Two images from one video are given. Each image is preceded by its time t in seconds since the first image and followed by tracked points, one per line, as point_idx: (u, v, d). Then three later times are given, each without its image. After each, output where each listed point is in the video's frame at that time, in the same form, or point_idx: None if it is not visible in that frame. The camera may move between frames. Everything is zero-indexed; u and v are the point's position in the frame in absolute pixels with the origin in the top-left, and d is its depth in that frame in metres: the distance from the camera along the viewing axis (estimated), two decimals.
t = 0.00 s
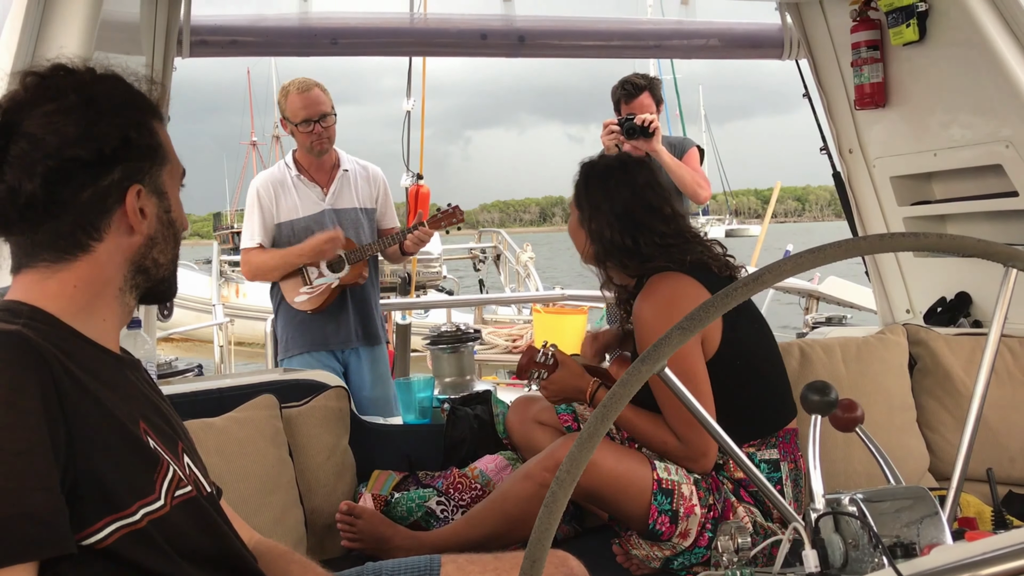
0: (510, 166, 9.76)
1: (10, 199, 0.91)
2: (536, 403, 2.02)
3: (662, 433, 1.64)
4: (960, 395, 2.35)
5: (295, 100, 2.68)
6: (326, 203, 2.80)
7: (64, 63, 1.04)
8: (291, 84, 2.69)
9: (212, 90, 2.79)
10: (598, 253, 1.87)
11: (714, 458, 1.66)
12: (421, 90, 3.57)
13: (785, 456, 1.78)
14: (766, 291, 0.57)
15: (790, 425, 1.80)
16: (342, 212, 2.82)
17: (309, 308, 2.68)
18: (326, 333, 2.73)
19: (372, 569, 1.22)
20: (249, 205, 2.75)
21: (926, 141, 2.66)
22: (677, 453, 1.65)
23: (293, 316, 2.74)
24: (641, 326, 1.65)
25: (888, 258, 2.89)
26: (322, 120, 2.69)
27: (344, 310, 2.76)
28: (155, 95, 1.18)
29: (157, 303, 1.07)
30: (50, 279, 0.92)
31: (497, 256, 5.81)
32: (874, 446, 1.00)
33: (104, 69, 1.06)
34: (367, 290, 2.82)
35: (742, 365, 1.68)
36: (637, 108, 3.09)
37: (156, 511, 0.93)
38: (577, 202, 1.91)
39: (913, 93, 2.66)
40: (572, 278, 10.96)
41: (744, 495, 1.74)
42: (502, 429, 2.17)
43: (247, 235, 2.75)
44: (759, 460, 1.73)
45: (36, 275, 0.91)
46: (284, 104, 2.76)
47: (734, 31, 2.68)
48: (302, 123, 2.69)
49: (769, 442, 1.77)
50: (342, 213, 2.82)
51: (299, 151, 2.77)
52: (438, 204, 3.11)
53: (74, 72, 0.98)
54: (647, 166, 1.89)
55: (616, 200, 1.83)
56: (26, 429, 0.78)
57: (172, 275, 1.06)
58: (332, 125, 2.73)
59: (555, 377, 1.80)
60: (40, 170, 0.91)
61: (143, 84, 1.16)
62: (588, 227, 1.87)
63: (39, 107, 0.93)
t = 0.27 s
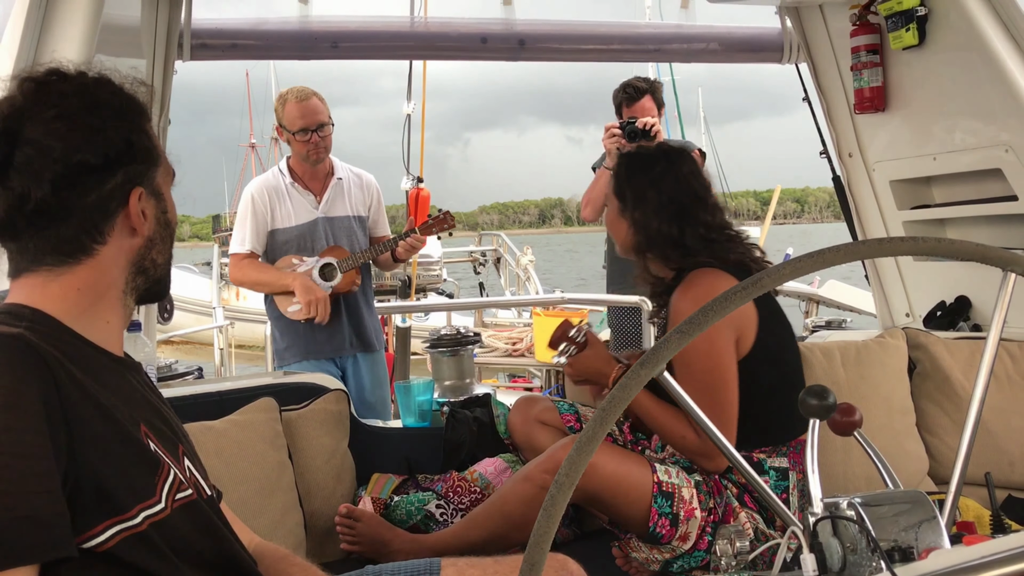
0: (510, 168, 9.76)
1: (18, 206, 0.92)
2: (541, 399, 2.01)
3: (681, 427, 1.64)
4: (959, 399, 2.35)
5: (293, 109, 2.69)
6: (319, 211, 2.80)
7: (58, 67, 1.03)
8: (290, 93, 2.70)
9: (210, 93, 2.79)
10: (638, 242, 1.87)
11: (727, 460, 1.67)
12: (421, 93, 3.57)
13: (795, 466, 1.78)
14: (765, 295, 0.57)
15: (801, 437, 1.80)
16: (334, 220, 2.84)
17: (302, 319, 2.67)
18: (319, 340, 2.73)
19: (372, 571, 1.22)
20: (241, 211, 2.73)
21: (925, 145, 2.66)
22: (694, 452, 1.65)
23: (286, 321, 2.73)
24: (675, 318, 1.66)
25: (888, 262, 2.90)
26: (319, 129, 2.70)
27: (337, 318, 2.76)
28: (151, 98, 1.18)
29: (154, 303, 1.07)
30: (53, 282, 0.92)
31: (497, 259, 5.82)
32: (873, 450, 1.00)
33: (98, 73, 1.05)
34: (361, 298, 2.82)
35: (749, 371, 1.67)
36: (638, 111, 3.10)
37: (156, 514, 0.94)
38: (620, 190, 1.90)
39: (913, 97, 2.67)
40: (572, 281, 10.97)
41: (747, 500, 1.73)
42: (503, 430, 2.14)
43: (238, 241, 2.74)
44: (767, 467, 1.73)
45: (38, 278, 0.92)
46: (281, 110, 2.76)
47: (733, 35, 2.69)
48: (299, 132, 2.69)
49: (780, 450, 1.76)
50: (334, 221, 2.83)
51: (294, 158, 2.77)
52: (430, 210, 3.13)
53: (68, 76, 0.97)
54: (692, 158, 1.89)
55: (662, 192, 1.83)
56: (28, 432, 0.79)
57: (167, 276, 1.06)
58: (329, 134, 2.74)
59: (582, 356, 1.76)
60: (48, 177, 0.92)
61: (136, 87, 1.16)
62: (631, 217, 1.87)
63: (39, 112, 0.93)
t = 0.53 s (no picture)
0: (513, 171, 9.77)
1: (22, 203, 0.92)
2: (557, 389, 2.01)
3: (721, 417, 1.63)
4: (961, 402, 2.34)
5: (314, 106, 2.71)
6: (342, 211, 2.81)
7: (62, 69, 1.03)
8: (312, 90, 2.73)
9: (211, 95, 2.79)
10: (697, 237, 1.86)
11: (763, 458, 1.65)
12: (424, 95, 3.58)
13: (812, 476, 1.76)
14: (767, 296, 0.57)
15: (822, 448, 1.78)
16: (357, 220, 2.84)
17: (317, 317, 2.68)
18: (330, 343, 2.72)
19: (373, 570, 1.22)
20: (264, 208, 2.76)
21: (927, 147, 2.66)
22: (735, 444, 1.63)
23: (298, 322, 2.73)
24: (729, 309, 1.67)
25: (890, 264, 2.90)
26: (341, 126, 2.73)
27: (349, 321, 2.75)
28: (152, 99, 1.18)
29: (153, 304, 1.08)
30: (55, 281, 0.92)
31: (500, 262, 5.82)
32: (873, 452, 1.00)
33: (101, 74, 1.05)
34: (373, 301, 2.82)
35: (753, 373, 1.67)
36: (642, 113, 3.10)
37: (157, 514, 0.94)
38: (676, 182, 1.90)
39: (915, 99, 2.67)
40: (574, 284, 10.97)
41: (755, 501, 1.72)
42: (509, 425, 2.16)
43: (260, 238, 2.76)
44: (784, 471, 1.73)
45: (41, 277, 0.92)
46: (303, 108, 2.78)
47: (735, 38, 2.69)
48: (321, 128, 2.72)
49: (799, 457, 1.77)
50: (357, 221, 2.83)
51: (317, 156, 2.78)
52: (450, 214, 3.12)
53: (74, 77, 0.97)
54: (747, 156, 1.91)
55: (723, 188, 1.84)
56: (29, 432, 0.79)
57: (168, 276, 1.07)
58: (350, 131, 2.77)
59: (632, 334, 1.74)
60: (54, 174, 0.92)
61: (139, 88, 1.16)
62: (688, 210, 1.87)
63: (43, 112, 0.93)
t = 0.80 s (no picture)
0: (515, 172, 9.78)
1: (34, 201, 0.91)
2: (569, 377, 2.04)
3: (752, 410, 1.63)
4: (965, 403, 2.34)
5: (329, 102, 2.71)
6: (357, 205, 2.82)
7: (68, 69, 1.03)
8: (326, 87, 2.73)
9: (213, 94, 2.79)
10: (738, 234, 1.86)
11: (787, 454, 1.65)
12: (427, 95, 3.58)
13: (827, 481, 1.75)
14: (770, 296, 0.57)
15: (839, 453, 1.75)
16: (373, 214, 2.84)
17: (342, 310, 2.71)
18: (356, 334, 2.74)
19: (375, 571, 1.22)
20: (280, 206, 2.77)
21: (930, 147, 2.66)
22: (759, 437, 1.63)
23: (324, 314, 2.75)
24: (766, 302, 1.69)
25: (893, 264, 2.89)
26: (355, 123, 2.72)
27: (375, 312, 2.77)
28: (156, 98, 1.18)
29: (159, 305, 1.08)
30: (62, 280, 0.92)
31: (502, 262, 5.82)
32: (877, 452, 0.99)
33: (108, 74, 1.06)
34: (397, 290, 2.83)
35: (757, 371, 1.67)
36: (647, 113, 3.09)
37: (160, 514, 0.94)
38: (721, 178, 1.90)
39: (918, 99, 2.66)
40: (577, 284, 10.97)
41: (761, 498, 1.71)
42: (513, 424, 2.16)
43: (279, 235, 2.77)
44: (796, 472, 1.73)
45: (47, 276, 0.92)
46: (317, 106, 2.78)
47: (738, 38, 2.69)
48: (335, 125, 2.71)
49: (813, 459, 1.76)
50: (373, 214, 2.84)
51: (331, 153, 2.79)
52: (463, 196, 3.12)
53: (87, 78, 0.98)
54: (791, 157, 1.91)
55: (769, 186, 1.84)
56: (33, 431, 0.79)
57: (177, 277, 1.07)
58: (365, 128, 2.76)
59: (665, 321, 1.76)
60: (66, 172, 0.92)
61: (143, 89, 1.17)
62: (732, 206, 1.87)
63: (56, 112, 0.93)
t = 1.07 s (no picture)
0: (517, 172, 9.78)
1: (29, 202, 0.92)
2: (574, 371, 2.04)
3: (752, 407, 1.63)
4: (967, 402, 2.34)
5: (334, 99, 2.72)
6: (366, 201, 2.82)
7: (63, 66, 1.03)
8: (330, 84, 2.74)
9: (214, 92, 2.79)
10: (736, 229, 1.87)
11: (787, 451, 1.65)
12: (429, 94, 3.58)
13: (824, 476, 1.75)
14: (772, 295, 0.57)
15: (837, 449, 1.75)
16: (382, 209, 2.85)
17: (355, 301, 2.71)
18: (371, 328, 2.75)
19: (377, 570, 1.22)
20: (289, 207, 2.78)
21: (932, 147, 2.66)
22: (759, 432, 1.63)
23: (339, 309, 2.75)
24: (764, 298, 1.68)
25: (895, 263, 2.89)
26: (360, 119, 2.72)
27: (389, 306, 2.78)
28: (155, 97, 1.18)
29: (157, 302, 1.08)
30: (61, 279, 0.92)
31: (504, 261, 5.82)
32: (879, 450, 0.99)
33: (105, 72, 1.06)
34: (407, 280, 2.84)
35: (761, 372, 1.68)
36: (652, 112, 3.09)
37: (162, 512, 0.94)
38: (722, 173, 1.90)
39: (921, 99, 2.66)
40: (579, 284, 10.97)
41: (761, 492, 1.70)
42: (514, 423, 2.16)
43: (289, 235, 2.77)
44: (795, 468, 1.73)
45: (47, 276, 0.92)
46: (322, 103, 2.79)
47: (740, 37, 2.69)
48: (341, 121, 2.72)
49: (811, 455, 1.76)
50: (381, 209, 2.84)
51: (337, 150, 2.80)
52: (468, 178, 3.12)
53: (77, 76, 0.98)
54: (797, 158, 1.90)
55: (771, 183, 1.83)
56: (34, 430, 0.79)
57: (175, 272, 1.07)
58: (370, 123, 2.76)
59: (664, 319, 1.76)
60: (60, 172, 0.92)
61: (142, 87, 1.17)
62: (732, 202, 1.87)
63: (48, 110, 0.93)
